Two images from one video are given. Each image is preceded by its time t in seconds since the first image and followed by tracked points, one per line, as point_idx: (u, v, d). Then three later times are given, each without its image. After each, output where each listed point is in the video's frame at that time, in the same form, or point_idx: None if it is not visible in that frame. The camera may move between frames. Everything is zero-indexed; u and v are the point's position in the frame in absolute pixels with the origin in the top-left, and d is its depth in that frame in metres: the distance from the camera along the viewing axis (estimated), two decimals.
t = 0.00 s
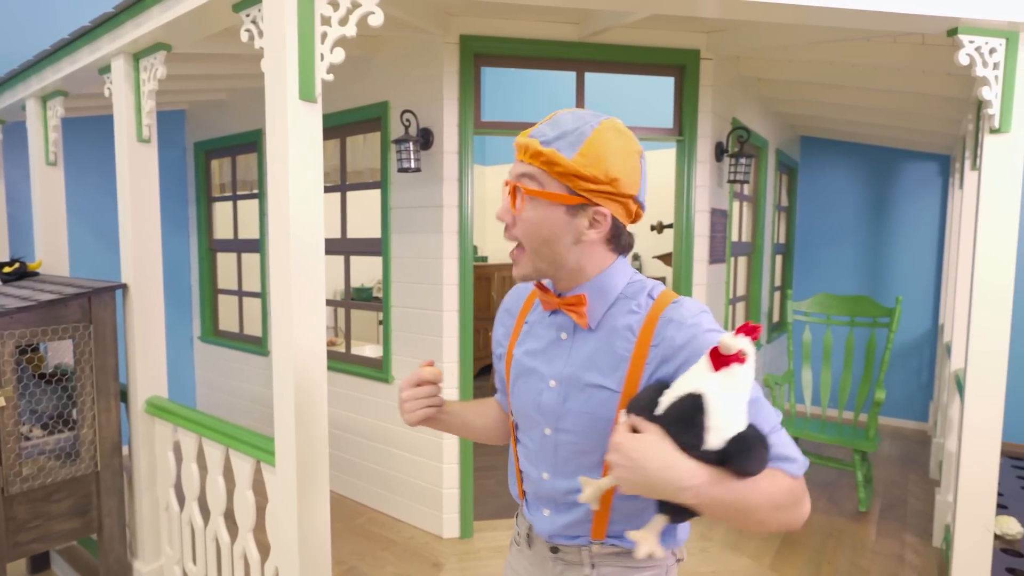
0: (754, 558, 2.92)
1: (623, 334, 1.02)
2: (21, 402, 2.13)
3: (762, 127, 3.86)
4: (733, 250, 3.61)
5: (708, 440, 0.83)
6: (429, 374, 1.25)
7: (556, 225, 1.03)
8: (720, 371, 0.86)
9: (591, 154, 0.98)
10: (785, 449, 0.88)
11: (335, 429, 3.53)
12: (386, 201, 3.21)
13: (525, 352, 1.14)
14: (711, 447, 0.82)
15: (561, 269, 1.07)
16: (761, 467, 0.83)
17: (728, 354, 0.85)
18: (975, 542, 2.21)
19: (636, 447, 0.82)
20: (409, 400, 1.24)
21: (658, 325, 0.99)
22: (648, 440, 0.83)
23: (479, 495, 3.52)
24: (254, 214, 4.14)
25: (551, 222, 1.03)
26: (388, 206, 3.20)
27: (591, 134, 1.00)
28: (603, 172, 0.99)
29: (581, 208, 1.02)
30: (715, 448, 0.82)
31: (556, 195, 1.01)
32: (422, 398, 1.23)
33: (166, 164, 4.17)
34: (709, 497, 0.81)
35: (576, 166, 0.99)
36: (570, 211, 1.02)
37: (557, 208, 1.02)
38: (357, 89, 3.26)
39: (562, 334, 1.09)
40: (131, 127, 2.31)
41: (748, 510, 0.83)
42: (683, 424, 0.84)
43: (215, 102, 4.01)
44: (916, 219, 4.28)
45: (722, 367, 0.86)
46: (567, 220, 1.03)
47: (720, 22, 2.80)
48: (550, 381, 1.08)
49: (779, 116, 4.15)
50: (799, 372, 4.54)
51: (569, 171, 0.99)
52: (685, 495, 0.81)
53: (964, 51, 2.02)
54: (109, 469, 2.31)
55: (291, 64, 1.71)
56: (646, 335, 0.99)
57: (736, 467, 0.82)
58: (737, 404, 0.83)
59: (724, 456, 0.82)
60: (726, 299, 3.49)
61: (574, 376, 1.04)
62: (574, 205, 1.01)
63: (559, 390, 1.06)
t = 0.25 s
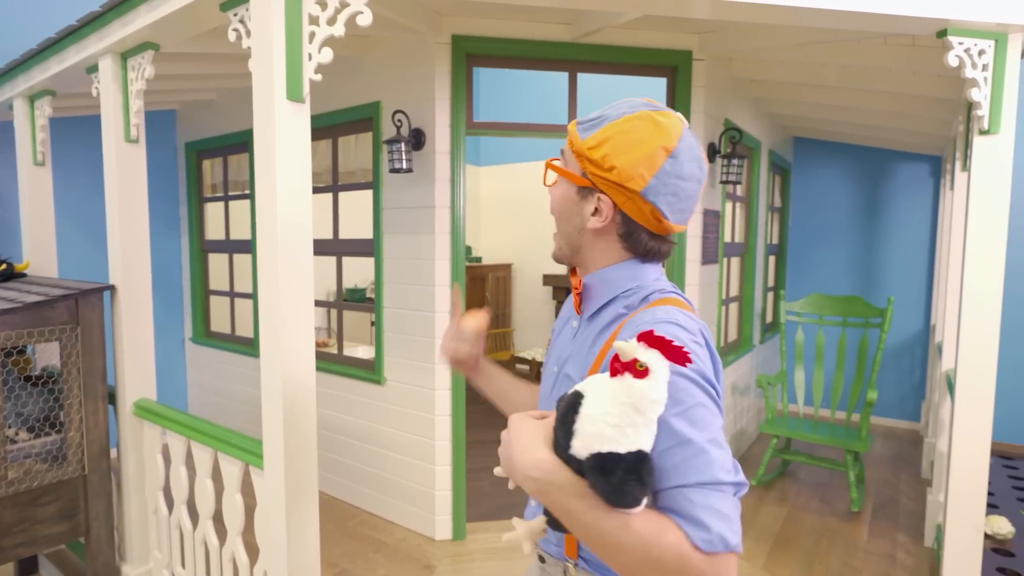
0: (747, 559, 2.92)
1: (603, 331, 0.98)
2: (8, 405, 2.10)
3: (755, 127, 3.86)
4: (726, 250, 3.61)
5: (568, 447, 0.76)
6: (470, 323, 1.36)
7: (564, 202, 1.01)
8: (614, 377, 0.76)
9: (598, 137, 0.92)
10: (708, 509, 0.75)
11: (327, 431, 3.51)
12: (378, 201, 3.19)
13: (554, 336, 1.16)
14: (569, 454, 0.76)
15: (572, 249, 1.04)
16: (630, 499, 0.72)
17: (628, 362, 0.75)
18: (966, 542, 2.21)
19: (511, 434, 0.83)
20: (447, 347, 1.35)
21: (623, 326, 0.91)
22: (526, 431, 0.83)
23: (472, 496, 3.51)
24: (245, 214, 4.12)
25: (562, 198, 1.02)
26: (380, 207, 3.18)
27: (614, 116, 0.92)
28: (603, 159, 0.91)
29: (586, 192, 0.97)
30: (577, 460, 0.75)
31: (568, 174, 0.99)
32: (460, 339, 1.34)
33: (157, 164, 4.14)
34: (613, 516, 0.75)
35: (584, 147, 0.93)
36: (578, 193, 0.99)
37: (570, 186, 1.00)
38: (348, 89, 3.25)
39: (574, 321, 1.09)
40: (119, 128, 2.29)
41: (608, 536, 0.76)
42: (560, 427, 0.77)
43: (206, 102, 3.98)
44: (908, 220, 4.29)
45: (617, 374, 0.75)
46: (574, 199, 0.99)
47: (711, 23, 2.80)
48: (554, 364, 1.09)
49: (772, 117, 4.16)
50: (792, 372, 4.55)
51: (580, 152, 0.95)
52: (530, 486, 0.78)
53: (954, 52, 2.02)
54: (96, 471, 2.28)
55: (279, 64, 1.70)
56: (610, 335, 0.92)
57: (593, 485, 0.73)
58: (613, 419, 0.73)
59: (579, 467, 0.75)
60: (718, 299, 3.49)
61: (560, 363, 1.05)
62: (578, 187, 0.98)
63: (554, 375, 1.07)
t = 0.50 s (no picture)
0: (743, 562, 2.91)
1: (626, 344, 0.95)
2: None
3: (752, 129, 3.86)
4: (722, 252, 3.60)
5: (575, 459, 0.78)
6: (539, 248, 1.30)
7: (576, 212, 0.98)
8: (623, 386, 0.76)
9: (609, 146, 0.88)
10: (723, 541, 0.72)
11: (323, 434, 3.50)
12: (373, 203, 3.18)
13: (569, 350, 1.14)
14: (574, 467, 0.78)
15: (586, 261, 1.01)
16: (630, 519, 0.71)
17: (637, 371, 0.75)
18: (961, 545, 2.21)
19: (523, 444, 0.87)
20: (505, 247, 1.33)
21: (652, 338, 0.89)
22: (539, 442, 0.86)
23: (468, 499, 3.50)
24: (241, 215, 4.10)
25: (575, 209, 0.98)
26: (375, 208, 3.17)
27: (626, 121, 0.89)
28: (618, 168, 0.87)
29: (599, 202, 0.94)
30: (580, 472, 0.77)
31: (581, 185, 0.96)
32: (521, 255, 1.30)
33: (152, 165, 4.13)
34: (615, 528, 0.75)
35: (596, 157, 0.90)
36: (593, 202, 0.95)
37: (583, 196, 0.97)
38: (343, 90, 3.23)
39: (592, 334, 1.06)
40: (111, 129, 2.28)
41: (609, 556, 0.76)
42: (569, 438, 0.80)
43: (201, 103, 3.97)
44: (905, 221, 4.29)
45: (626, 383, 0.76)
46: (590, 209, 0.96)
47: (707, 25, 2.80)
48: (569, 378, 1.06)
49: (768, 118, 4.16)
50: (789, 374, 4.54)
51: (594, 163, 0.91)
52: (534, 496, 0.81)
53: (948, 54, 2.02)
54: (88, 475, 2.27)
55: (269, 66, 1.69)
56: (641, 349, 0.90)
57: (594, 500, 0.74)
58: (618, 432, 0.73)
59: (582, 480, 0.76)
60: (715, 301, 3.48)
61: (578, 378, 1.01)
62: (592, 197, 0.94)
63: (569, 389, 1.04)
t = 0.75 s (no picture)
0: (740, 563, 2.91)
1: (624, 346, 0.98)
2: None
3: (749, 130, 3.85)
4: (719, 254, 3.59)
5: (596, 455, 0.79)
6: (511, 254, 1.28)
7: (586, 216, 0.86)
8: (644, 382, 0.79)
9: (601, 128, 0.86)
10: (736, 524, 0.77)
11: (319, 435, 3.49)
12: (370, 205, 3.17)
13: (539, 354, 1.14)
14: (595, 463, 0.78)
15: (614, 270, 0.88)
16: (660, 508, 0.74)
17: (661, 366, 0.78)
18: (957, 547, 2.20)
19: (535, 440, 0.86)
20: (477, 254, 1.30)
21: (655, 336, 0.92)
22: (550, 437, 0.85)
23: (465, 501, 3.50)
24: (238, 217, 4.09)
25: (580, 215, 0.87)
26: (372, 210, 3.17)
27: (598, 109, 0.88)
28: (625, 142, 0.84)
29: (608, 194, 0.86)
30: (603, 465, 0.77)
31: (579, 186, 0.87)
32: (491, 260, 1.28)
33: (149, 167, 4.12)
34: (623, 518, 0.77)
35: (595, 141, 0.85)
36: (600, 198, 0.86)
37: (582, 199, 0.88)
38: (340, 91, 3.23)
39: (575, 338, 1.09)
40: (106, 131, 2.28)
41: (632, 545, 0.76)
42: (587, 432, 0.79)
43: (198, 105, 3.96)
44: (902, 222, 4.29)
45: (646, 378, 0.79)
46: (600, 207, 0.86)
47: (703, 26, 2.80)
48: (553, 385, 1.06)
49: (766, 120, 4.15)
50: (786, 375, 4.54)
51: (613, 153, 0.85)
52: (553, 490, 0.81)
53: (943, 55, 2.01)
54: (82, 477, 2.27)
55: (261, 67, 1.69)
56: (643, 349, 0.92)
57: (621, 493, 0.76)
58: (642, 425, 0.76)
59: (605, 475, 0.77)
60: (712, 302, 3.48)
61: (572, 384, 1.02)
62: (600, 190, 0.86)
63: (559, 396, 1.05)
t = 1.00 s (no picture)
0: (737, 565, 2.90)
1: (604, 333, 0.99)
2: None
3: (747, 132, 3.85)
4: (717, 255, 3.59)
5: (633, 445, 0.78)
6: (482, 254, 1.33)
7: (566, 208, 0.90)
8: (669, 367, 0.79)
9: (572, 118, 0.90)
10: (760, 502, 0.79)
11: (316, 437, 3.49)
12: (367, 206, 3.17)
13: (515, 343, 1.15)
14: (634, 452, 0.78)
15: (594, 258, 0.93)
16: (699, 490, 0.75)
17: (689, 351, 0.78)
18: (954, 550, 2.19)
19: (563, 437, 0.82)
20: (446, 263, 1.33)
21: (640, 320, 0.94)
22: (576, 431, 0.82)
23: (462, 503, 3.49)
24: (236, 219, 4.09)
25: (560, 206, 0.91)
26: (369, 211, 3.16)
27: (562, 100, 0.92)
28: (599, 130, 0.89)
29: (585, 183, 0.90)
30: (639, 455, 0.78)
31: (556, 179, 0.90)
32: (463, 260, 1.31)
33: (147, 169, 4.12)
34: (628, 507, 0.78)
35: (570, 132, 0.89)
36: (578, 188, 0.90)
37: (559, 190, 0.92)
38: (337, 93, 3.22)
39: (551, 327, 1.09)
40: (102, 133, 2.28)
41: (672, 528, 0.76)
42: (617, 423, 0.80)
43: (196, 106, 3.96)
44: (901, 224, 4.28)
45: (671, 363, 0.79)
46: (579, 197, 0.90)
47: (700, 28, 2.80)
48: (532, 374, 1.07)
49: (764, 122, 4.16)
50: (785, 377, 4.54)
51: (587, 141, 0.89)
52: (590, 486, 0.79)
53: (937, 57, 2.01)
54: (77, 479, 2.26)
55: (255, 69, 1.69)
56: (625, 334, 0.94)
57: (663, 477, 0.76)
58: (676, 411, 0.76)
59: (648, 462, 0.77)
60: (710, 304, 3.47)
61: (552, 373, 1.03)
62: (578, 180, 0.90)
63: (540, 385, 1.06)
